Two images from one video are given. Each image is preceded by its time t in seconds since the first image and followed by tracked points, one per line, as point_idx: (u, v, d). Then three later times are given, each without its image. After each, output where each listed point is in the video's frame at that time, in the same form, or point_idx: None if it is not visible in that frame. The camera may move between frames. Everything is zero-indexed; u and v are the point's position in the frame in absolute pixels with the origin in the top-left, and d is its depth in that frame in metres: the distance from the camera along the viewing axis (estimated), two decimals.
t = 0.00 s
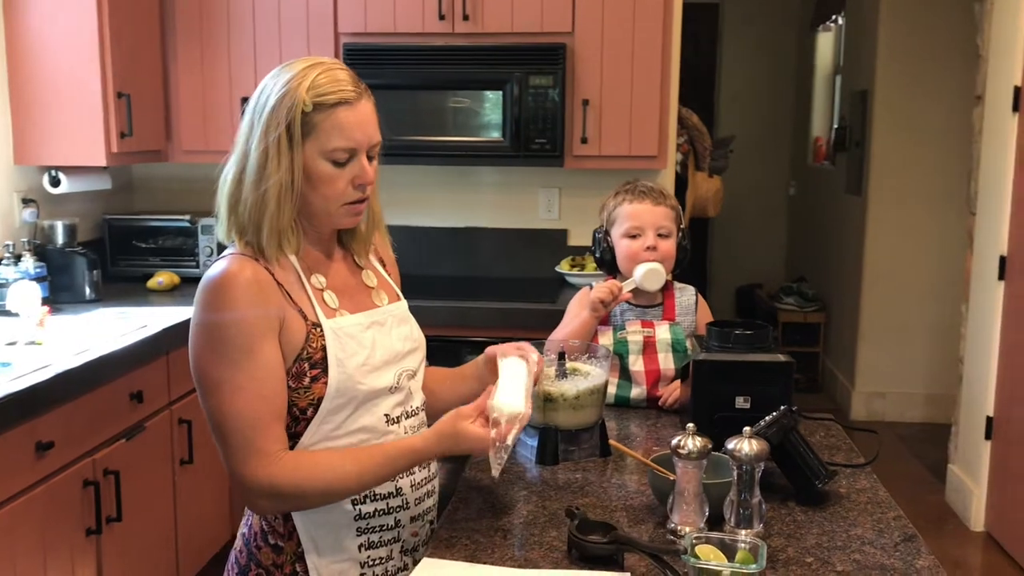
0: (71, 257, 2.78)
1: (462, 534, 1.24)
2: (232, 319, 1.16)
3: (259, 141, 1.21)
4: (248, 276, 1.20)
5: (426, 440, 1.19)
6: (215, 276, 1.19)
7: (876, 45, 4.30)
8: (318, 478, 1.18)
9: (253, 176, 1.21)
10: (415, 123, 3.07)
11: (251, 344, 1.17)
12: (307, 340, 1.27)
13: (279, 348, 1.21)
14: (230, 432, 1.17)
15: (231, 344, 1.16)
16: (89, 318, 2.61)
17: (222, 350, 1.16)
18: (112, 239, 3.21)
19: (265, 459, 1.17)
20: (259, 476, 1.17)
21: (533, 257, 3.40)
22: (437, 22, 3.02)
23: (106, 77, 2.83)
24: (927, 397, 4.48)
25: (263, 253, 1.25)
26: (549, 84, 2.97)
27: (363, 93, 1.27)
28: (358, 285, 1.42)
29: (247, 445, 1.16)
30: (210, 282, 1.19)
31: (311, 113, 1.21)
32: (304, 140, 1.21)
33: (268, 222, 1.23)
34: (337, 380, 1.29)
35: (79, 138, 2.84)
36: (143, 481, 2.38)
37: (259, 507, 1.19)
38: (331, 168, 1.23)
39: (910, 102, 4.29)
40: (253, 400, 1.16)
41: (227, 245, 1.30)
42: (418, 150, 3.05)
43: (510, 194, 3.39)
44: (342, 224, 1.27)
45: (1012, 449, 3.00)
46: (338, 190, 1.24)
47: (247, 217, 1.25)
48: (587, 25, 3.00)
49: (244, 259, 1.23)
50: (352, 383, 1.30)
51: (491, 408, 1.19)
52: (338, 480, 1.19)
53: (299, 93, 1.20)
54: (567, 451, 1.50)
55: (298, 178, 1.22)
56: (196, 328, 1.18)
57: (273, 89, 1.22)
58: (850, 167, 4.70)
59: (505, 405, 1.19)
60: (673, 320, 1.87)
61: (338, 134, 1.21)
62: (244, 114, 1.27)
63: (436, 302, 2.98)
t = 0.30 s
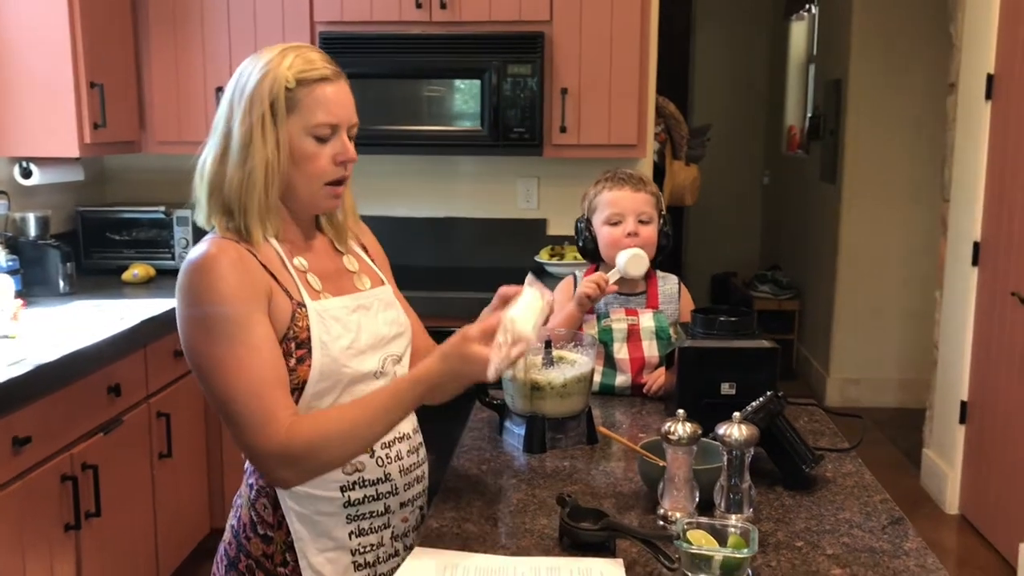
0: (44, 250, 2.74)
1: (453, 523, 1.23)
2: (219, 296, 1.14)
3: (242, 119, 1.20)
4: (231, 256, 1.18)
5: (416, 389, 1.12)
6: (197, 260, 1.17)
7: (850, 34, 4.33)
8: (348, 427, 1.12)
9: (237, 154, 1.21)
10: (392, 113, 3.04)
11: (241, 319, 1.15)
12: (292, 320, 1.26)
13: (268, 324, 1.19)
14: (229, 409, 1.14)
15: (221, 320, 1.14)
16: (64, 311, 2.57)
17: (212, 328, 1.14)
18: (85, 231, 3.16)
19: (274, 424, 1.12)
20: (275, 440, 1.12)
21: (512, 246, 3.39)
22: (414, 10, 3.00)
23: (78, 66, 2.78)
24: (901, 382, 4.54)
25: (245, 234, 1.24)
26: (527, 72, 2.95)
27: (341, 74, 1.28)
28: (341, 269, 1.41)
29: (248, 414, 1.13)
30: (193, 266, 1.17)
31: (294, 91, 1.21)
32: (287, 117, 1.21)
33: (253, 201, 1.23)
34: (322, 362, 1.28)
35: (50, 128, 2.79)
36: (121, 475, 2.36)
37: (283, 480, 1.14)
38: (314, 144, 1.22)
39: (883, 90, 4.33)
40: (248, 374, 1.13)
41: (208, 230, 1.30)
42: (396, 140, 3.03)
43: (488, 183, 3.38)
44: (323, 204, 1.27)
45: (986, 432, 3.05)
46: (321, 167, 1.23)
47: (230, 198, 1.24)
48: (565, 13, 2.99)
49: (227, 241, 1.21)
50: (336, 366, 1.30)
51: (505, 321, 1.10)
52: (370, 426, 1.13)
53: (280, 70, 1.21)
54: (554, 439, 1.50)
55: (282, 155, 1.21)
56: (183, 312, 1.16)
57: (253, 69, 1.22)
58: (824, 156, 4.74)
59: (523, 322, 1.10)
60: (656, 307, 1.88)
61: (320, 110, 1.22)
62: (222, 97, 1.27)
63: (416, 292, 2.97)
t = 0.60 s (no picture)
0: (31, 235, 2.71)
1: (445, 507, 1.23)
2: (206, 275, 1.14)
3: (223, 99, 1.20)
4: (217, 238, 1.18)
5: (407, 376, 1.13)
6: (182, 243, 1.17)
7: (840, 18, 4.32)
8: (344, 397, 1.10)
9: (220, 134, 1.20)
10: (380, 96, 3.02)
11: (230, 298, 1.14)
12: (281, 302, 1.25)
13: (258, 305, 1.18)
14: (222, 389, 1.13)
15: (210, 299, 1.13)
16: (52, 297, 2.55)
17: (200, 307, 1.13)
18: (72, 216, 3.13)
19: (269, 400, 1.11)
20: (271, 417, 1.10)
21: (503, 231, 3.38)
22: None
23: (63, 49, 2.75)
24: (890, 366, 4.56)
25: (233, 217, 1.24)
26: (517, 55, 2.94)
27: (322, 53, 1.27)
28: (328, 253, 1.40)
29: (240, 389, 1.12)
30: (179, 250, 1.16)
31: (275, 68, 1.21)
32: (269, 95, 1.20)
33: (238, 181, 1.22)
34: (310, 345, 1.27)
35: (36, 112, 2.75)
36: (110, 461, 2.34)
37: (283, 457, 1.12)
38: (297, 121, 1.21)
39: (873, 75, 4.33)
40: (239, 352, 1.12)
41: (194, 215, 1.29)
42: (385, 123, 3.01)
43: (478, 167, 3.36)
44: (309, 184, 1.26)
45: (974, 415, 3.07)
46: (306, 144, 1.22)
47: (215, 180, 1.23)
48: None
49: (212, 225, 1.21)
50: (325, 349, 1.29)
51: (499, 288, 1.13)
52: (359, 399, 1.10)
53: (260, 49, 1.20)
54: (545, 423, 1.50)
55: (265, 132, 1.20)
56: (170, 297, 1.15)
57: (234, 50, 1.22)
58: (814, 140, 4.74)
59: (512, 290, 1.14)
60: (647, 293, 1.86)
61: (302, 86, 1.21)
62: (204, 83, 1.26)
63: (407, 277, 2.96)
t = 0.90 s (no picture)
0: (36, 226, 2.73)
1: (439, 500, 1.24)
2: (202, 269, 1.16)
3: (223, 94, 1.21)
4: (215, 234, 1.20)
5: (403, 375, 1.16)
6: (180, 239, 1.19)
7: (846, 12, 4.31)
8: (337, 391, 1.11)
9: (220, 129, 1.21)
10: (384, 89, 3.03)
11: (226, 291, 1.16)
12: (277, 298, 1.27)
13: (254, 299, 1.20)
14: (217, 383, 1.15)
15: (205, 292, 1.15)
16: (57, 287, 2.57)
17: (197, 300, 1.14)
18: (77, 207, 3.15)
19: (264, 393, 1.12)
20: (264, 410, 1.12)
21: (505, 224, 3.39)
22: None
23: (69, 40, 2.76)
24: (893, 361, 4.56)
25: (231, 211, 1.25)
26: (521, 49, 2.94)
27: (323, 51, 1.28)
28: (327, 248, 1.41)
29: (233, 378, 1.14)
30: (177, 245, 1.18)
31: (275, 65, 1.22)
32: (269, 91, 1.21)
33: (236, 176, 1.23)
34: (307, 340, 1.29)
35: (42, 104, 2.77)
36: (113, 450, 2.37)
37: (278, 450, 1.13)
38: (297, 118, 1.22)
39: (879, 70, 4.32)
40: (234, 346, 1.14)
41: (193, 209, 1.30)
42: (388, 116, 3.02)
43: (481, 160, 3.37)
44: (308, 178, 1.27)
45: (974, 412, 3.08)
46: (304, 140, 1.23)
47: (214, 174, 1.25)
48: None
49: (210, 221, 1.22)
50: (322, 344, 1.31)
51: (492, 285, 1.16)
52: (352, 397, 1.12)
53: (261, 45, 1.21)
54: (541, 418, 1.51)
55: (265, 128, 1.21)
56: (168, 292, 1.17)
57: (236, 46, 1.23)
58: (819, 134, 4.73)
59: (505, 286, 1.17)
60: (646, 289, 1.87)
61: (302, 83, 1.22)
62: (206, 78, 1.28)
63: (409, 269, 2.97)
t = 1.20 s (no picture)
0: (48, 227, 2.77)
1: (434, 504, 1.26)
2: (204, 272, 1.17)
3: (229, 99, 1.22)
4: (216, 239, 1.21)
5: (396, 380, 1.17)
6: (182, 243, 1.20)
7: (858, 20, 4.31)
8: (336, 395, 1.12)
9: (224, 134, 1.23)
10: (393, 95, 3.05)
11: (227, 295, 1.17)
12: (276, 303, 1.28)
13: (254, 303, 1.21)
14: (217, 385, 1.17)
15: (206, 295, 1.16)
16: (67, 288, 2.60)
17: (199, 303, 1.16)
18: (89, 208, 3.19)
19: (263, 396, 1.14)
20: (263, 413, 1.13)
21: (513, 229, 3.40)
22: None
23: (82, 44, 2.79)
24: (902, 371, 4.54)
25: (234, 214, 1.27)
26: (529, 56, 2.95)
27: (330, 59, 1.30)
28: (328, 254, 1.42)
29: (233, 382, 1.15)
30: (178, 249, 1.20)
31: (282, 72, 1.23)
32: (275, 97, 1.23)
33: (239, 180, 1.25)
34: (305, 345, 1.30)
35: (55, 106, 2.80)
36: (120, 450, 2.39)
37: (277, 453, 1.15)
38: (301, 125, 1.24)
39: (890, 79, 4.31)
40: (234, 349, 1.16)
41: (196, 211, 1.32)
42: (398, 122, 3.04)
43: (490, 166, 3.38)
44: (312, 182, 1.28)
45: (981, 423, 3.06)
46: (307, 147, 1.25)
47: (218, 177, 1.26)
48: None
49: (212, 226, 1.24)
50: (320, 349, 1.32)
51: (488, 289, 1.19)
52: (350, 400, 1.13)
53: (269, 52, 1.23)
54: (540, 424, 1.52)
55: (269, 133, 1.23)
56: (170, 295, 1.18)
57: (244, 52, 1.25)
58: (830, 142, 4.72)
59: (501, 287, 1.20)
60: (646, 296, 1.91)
61: (307, 91, 1.24)
62: (213, 82, 1.29)
63: (415, 274, 2.99)
